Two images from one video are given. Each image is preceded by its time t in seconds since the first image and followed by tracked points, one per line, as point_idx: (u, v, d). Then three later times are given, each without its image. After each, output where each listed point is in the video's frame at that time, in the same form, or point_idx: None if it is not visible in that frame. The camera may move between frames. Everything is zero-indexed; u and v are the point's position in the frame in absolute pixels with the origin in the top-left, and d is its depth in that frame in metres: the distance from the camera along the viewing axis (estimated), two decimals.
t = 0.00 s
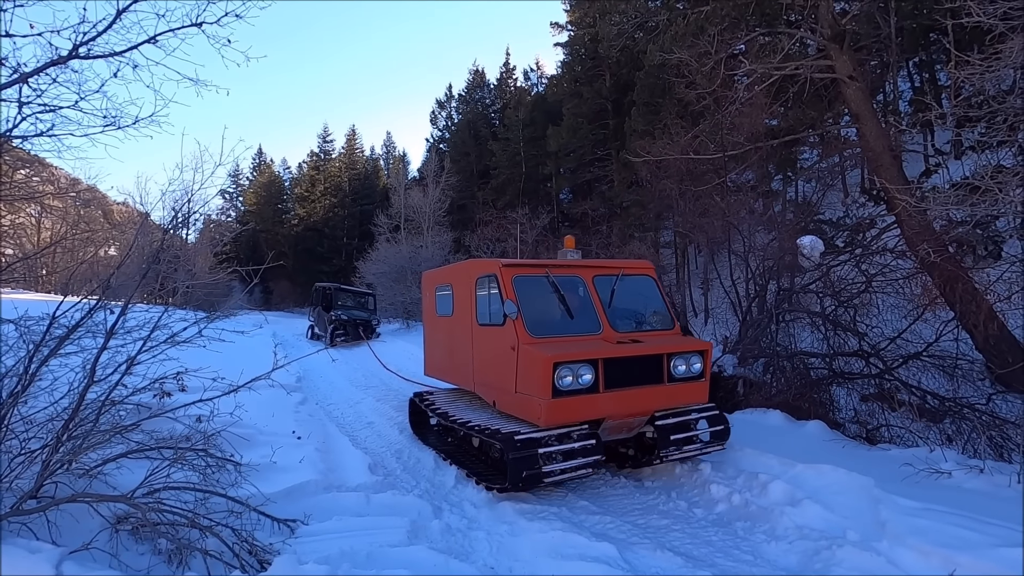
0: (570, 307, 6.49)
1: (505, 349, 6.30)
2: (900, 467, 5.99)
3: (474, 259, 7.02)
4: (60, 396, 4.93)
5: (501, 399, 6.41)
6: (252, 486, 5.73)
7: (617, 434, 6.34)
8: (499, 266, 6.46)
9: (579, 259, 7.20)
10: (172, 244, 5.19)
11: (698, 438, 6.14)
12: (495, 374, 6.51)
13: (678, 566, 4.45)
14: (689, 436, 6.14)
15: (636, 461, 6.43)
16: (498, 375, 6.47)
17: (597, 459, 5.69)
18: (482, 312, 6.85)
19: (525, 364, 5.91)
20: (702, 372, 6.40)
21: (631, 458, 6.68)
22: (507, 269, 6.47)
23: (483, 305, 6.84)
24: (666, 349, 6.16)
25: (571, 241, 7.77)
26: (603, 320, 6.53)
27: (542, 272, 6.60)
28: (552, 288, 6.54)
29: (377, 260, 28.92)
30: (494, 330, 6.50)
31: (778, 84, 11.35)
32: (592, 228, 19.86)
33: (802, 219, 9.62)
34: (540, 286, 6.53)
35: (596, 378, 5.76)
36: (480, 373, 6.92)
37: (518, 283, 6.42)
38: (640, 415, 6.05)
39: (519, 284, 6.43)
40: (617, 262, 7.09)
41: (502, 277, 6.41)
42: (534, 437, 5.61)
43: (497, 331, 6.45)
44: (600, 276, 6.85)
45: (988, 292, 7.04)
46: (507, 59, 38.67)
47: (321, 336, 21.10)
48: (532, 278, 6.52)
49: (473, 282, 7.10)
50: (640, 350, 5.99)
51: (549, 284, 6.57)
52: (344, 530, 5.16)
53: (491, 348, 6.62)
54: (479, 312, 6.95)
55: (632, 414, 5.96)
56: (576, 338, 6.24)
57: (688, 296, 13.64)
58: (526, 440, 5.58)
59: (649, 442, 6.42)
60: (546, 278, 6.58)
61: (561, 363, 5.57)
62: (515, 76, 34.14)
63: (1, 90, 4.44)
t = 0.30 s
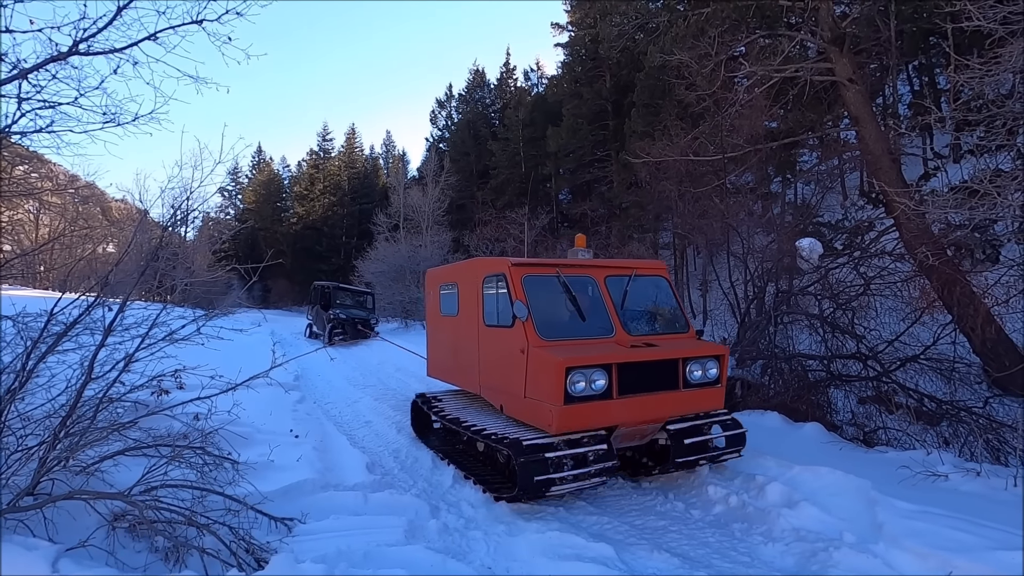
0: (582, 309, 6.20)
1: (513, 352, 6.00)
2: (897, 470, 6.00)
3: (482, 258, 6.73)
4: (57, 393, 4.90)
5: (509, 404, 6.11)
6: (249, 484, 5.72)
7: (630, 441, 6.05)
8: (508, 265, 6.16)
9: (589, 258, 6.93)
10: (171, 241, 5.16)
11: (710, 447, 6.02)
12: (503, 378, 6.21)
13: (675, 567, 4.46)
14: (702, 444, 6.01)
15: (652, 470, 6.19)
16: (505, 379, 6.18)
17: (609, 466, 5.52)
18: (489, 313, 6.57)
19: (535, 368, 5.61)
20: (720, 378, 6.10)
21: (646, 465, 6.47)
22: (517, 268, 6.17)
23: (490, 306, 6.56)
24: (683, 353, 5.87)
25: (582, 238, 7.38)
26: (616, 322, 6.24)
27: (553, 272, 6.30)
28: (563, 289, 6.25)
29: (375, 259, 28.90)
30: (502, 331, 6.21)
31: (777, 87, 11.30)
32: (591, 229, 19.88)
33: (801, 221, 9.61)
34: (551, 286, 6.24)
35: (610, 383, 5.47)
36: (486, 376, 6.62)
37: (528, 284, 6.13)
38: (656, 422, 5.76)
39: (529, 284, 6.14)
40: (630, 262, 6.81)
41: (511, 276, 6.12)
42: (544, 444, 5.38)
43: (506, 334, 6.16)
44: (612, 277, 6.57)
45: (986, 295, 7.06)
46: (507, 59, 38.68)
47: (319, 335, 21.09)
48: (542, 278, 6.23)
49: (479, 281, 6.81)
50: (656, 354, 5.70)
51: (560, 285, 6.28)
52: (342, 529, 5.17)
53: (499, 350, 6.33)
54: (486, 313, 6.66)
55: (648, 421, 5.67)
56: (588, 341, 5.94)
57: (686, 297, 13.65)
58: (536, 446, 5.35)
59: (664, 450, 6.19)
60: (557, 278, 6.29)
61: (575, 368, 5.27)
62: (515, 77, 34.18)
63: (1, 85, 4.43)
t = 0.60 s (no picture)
0: (592, 308, 5.92)
1: (520, 352, 5.72)
2: (892, 468, 6.04)
3: (486, 255, 6.46)
4: (52, 392, 4.89)
5: (515, 407, 5.85)
6: (246, 483, 5.73)
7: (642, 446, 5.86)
8: (515, 262, 5.87)
9: (598, 255, 6.69)
10: (167, 239, 5.16)
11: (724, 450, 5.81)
12: (508, 380, 5.95)
13: (671, 565, 4.48)
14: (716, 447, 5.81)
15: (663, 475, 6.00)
16: (511, 381, 5.92)
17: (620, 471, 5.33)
18: (494, 312, 6.29)
19: (543, 370, 5.35)
20: (735, 381, 5.86)
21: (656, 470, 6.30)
22: (524, 265, 5.89)
23: (495, 305, 6.28)
24: (697, 355, 5.62)
25: (590, 235, 7.04)
26: (627, 322, 5.97)
27: (562, 269, 6.00)
28: (572, 287, 5.96)
29: (372, 257, 28.89)
30: (508, 331, 5.95)
31: (773, 86, 11.40)
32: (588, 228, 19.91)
33: (796, 221, 9.61)
34: (559, 284, 5.96)
35: (622, 385, 5.21)
36: (490, 379, 6.36)
37: (536, 281, 5.83)
38: (669, 426, 5.51)
39: (537, 282, 5.85)
40: (640, 259, 6.54)
41: (518, 274, 5.82)
42: (551, 447, 5.19)
43: (512, 333, 5.88)
44: (623, 275, 6.29)
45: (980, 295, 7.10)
46: (505, 58, 38.68)
47: (316, 333, 21.08)
48: (551, 275, 5.93)
49: (484, 279, 6.54)
50: (670, 355, 5.44)
51: (569, 282, 5.99)
52: (338, 527, 5.18)
53: (504, 350, 6.05)
54: (490, 312, 6.37)
55: (661, 425, 5.42)
56: (599, 342, 5.67)
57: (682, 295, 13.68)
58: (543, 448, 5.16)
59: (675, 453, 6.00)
60: (565, 276, 6.01)
61: (586, 370, 5.01)
62: (512, 75, 34.20)
63: None
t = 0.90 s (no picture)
0: (594, 302, 5.91)
1: (521, 346, 5.69)
2: (880, 461, 6.11)
3: (486, 248, 6.42)
4: (41, 386, 4.85)
5: (516, 402, 5.83)
6: (237, 478, 5.73)
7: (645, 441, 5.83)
8: (515, 255, 5.84)
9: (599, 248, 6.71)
10: (157, 233, 5.14)
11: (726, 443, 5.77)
12: (509, 375, 5.92)
13: (662, 558, 4.52)
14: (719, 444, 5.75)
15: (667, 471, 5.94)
16: (511, 376, 5.89)
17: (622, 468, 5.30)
18: (493, 306, 6.26)
19: (545, 364, 5.32)
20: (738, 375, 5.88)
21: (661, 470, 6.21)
22: (525, 257, 5.86)
23: (494, 299, 6.25)
24: (701, 348, 5.63)
25: (593, 228, 6.97)
26: (629, 316, 5.97)
27: (563, 262, 5.99)
28: (574, 280, 5.94)
29: (365, 252, 28.82)
30: (508, 325, 5.91)
31: (767, 82, 11.50)
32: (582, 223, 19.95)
33: (789, 217, 9.62)
34: (561, 277, 5.94)
35: (625, 379, 5.20)
36: (490, 373, 6.33)
37: (537, 274, 5.81)
38: (671, 421, 5.52)
39: (538, 275, 5.83)
40: (642, 253, 6.54)
41: (519, 266, 5.79)
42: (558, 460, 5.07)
43: (512, 327, 5.85)
44: (624, 269, 6.29)
45: (967, 291, 7.20)
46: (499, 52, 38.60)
47: (308, 328, 21.03)
48: (552, 268, 5.92)
49: (483, 272, 6.50)
50: (673, 348, 5.44)
51: (570, 276, 5.97)
52: (330, 521, 5.19)
53: (504, 345, 6.02)
54: (490, 306, 6.34)
55: (664, 420, 5.43)
56: (601, 336, 5.66)
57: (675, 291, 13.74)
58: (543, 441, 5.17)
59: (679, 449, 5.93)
60: (567, 269, 5.99)
61: (589, 363, 5.00)
62: (506, 69, 34.16)
63: None
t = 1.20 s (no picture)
0: (604, 299, 5.81)
1: (529, 344, 5.60)
2: (876, 457, 6.13)
3: (492, 242, 6.31)
4: (39, 380, 4.85)
5: (524, 400, 5.74)
6: (236, 473, 5.74)
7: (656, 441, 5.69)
8: (523, 250, 5.75)
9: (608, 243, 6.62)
10: (154, 228, 5.13)
11: (740, 451, 5.62)
12: (516, 373, 5.83)
13: (659, 553, 4.54)
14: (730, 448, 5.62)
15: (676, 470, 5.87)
16: (519, 374, 5.80)
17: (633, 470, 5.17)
18: (500, 303, 6.17)
19: (555, 362, 5.23)
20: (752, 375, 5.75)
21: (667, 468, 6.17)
22: (532, 253, 5.76)
23: (500, 296, 6.17)
24: (714, 347, 5.50)
25: (601, 224, 6.90)
26: (639, 313, 5.86)
27: (572, 258, 5.89)
28: (583, 276, 5.84)
29: (363, 247, 28.80)
30: (515, 322, 5.82)
31: (766, 78, 11.55)
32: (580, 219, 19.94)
33: (787, 214, 9.62)
34: (569, 273, 5.84)
35: (637, 378, 5.09)
36: (496, 371, 6.23)
37: (545, 270, 5.72)
38: (683, 421, 5.41)
39: (546, 271, 5.73)
40: (651, 249, 6.45)
41: (527, 262, 5.70)
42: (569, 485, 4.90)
43: (520, 325, 5.76)
44: (634, 265, 6.19)
45: (964, 288, 7.25)
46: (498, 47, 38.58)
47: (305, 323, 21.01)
48: (560, 264, 5.82)
49: (489, 268, 6.40)
50: (686, 347, 5.32)
51: (579, 272, 5.87)
52: (328, 516, 5.21)
53: (511, 342, 5.93)
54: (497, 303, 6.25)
55: (676, 421, 5.31)
56: (612, 334, 5.55)
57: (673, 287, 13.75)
58: (555, 455, 4.97)
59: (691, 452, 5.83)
60: (575, 264, 5.89)
61: (600, 362, 4.89)
62: (505, 65, 34.12)
63: None
